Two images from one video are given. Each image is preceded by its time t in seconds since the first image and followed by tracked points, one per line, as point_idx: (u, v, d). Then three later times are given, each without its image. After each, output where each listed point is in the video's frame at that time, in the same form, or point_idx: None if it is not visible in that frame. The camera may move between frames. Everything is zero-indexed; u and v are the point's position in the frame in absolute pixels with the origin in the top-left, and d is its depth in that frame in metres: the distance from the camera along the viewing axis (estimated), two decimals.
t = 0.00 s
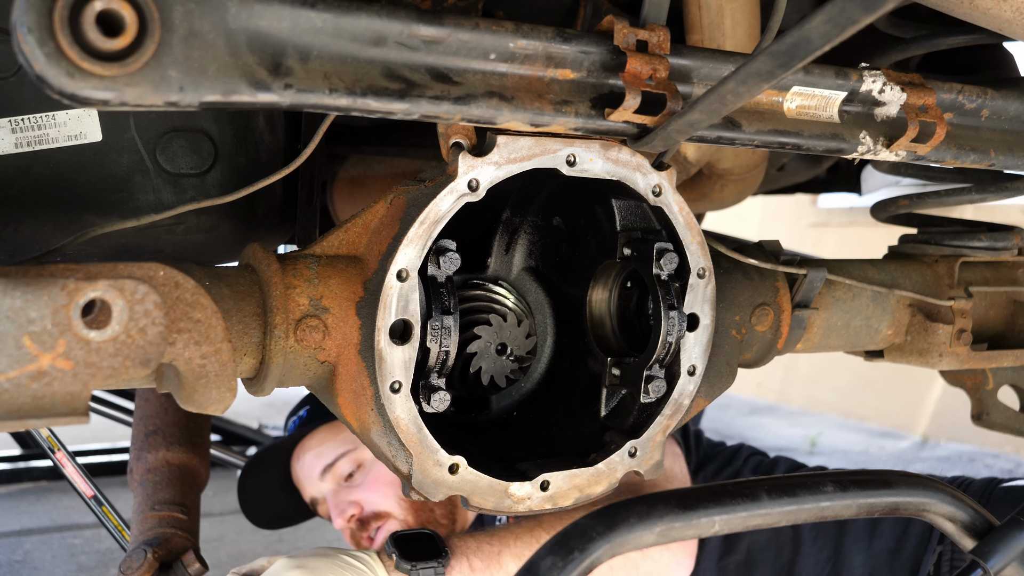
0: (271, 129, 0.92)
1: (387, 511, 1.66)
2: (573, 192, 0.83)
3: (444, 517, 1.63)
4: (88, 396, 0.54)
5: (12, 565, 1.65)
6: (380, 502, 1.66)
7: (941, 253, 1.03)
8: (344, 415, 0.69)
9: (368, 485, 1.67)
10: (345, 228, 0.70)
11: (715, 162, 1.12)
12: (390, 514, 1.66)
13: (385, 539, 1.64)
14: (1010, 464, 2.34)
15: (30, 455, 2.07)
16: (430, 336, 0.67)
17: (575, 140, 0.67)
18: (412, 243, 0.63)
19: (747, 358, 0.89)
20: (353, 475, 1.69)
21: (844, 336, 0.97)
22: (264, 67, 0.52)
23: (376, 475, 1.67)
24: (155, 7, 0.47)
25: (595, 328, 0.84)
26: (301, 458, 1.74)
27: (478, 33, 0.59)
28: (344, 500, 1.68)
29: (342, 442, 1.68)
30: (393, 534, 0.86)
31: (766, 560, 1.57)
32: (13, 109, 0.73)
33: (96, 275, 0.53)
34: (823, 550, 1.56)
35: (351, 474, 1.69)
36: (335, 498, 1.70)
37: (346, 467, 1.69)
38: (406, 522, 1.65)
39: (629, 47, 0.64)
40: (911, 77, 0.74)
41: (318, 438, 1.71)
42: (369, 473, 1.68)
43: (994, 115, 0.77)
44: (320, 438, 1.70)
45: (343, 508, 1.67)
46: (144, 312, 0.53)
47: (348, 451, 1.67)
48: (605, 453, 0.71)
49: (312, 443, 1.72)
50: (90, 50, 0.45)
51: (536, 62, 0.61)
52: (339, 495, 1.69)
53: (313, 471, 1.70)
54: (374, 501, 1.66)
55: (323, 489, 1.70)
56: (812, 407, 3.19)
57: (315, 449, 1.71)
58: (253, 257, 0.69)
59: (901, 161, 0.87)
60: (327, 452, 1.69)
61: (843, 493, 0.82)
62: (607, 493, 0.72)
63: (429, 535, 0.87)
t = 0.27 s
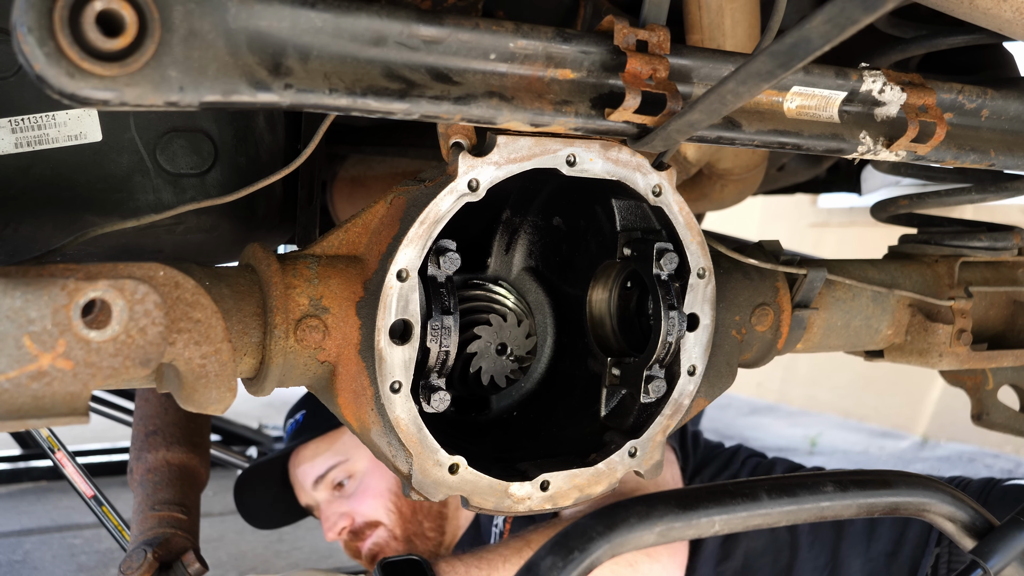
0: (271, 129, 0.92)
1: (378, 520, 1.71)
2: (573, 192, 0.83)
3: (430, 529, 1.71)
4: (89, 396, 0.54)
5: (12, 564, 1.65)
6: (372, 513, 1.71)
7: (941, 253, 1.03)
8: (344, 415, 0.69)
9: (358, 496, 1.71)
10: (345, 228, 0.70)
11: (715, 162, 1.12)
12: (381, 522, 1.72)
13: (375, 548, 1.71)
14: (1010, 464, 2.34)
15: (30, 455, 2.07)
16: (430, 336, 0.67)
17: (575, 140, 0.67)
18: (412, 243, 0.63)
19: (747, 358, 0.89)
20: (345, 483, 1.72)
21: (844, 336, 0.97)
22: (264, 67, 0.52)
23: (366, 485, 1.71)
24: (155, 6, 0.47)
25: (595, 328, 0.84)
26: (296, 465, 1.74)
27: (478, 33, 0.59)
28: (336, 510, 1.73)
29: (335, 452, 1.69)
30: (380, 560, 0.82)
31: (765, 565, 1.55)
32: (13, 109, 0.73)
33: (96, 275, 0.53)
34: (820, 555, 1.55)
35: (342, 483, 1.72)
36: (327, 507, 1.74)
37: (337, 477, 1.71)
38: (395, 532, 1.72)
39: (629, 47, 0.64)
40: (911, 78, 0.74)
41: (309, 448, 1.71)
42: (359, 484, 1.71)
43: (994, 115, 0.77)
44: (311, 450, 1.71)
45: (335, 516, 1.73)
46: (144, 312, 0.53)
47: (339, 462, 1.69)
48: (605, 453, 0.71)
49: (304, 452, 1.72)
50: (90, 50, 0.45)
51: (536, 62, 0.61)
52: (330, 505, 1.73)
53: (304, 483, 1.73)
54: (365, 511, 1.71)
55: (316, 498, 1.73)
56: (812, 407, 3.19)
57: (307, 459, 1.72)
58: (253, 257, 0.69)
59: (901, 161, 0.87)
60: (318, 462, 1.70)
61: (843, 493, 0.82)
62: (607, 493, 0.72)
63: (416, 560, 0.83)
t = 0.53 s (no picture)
0: (271, 129, 0.92)
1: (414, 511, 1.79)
2: (573, 192, 0.83)
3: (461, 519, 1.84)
4: (88, 396, 0.54)
5: (12, 565, 1.65)
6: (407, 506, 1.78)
7: (941, 253, 1.03)
8: (344, 415, 0.69)
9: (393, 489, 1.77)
10: (346, 228, 0.70)
11: (716, 162, 1.12)
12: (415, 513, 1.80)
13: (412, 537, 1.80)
14: (1010, 464, 2.34)
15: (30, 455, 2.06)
16: (430, 336, 0.67)
17: (575, 140, 0.67)
18: (412, 243, 0.63)
19: (747, 358, 0.89)
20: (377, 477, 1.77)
21: (844, 336, 0.97)
22: (264, 67, 0.52)
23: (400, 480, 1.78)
24: (155, 6, 0.47)
25: (595, 328, 0.84)
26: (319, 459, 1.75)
27: (478, 33, 0.59)
28: (370, 501, 1.77)
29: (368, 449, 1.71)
30: None
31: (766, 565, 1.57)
32: (13, 109, 0.73)
33: (96, 275, 0.53)
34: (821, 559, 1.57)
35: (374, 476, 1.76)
36: (357, 498, 1.78)
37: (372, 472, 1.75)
38: (432, 521, 1.81)
39: (629, 47, 0.64)
40: (911, 77, 0.74)
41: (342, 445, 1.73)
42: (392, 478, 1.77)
43: (994, 115, 0.77)
44: (344, 445, 1.73)
45: (370, 510, 1.77)
46: (144, 312, 0.53)
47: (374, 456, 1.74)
48: (605, 453, 0.71)
49: (331, 447, 1.74)
50: (90, 50, 0.45)
51: (536, 62, 0.61)
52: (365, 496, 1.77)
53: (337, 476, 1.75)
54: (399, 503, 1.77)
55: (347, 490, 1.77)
56: (812, 407, 3.19)
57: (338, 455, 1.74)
58: (253, 257, 0.69)
59: (901, 162, 0.87)
60: (353, 456, 1.74)
61: (843, 493, 0.82)
62: (607, 493, 0.72)
63: None
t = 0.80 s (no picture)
0: (271, 129, 0.92)
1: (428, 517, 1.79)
2: (573, 192, 0.83)
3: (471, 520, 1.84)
4: (88, 396, 0.54)
5: (12, 565, 1.65)
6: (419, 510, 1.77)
7: (941, 253, 1.03)
8: (344, 415, 0.69)
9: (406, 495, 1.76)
10: (346, 227, 0.70)
11: (716, 162, 1.12)
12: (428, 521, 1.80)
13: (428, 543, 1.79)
14: (1010, 464, 2.34)
15: (30, 455, 2.07)
16: (430, 336, 0.67)
17: (575, 140, 0.67)
18: (412, 243, 0.63)
19: (747, 358, 0.89)
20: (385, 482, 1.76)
21: (844, 336, 0.97)
22: (264, 67, 0.52)
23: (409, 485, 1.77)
24: (155, 7, 0.47)
25: (595, 328, 0.84)
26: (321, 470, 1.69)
27: (478, 33, 0.59)
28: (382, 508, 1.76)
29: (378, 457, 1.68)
30: None
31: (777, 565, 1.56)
32: (13, 109, 0.73)
33: (96, 275, 0.53)
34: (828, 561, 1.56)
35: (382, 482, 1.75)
36: (368, 507, 1.75)
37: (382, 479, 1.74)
38: (447, 527, 1.81)
39: (629, 47, 0.64)
40: (910, 77, 0.74)
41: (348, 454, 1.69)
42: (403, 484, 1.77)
43: (994, 115, 0.77)
44: (353, 453, 1.68)
45: (382, 516, 1.75)
46: (144, 312, 0.53)
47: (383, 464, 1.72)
48: (605, 453, 0.71)
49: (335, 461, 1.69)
50: (90, 50, 0.45)
51: (536, 62, 0.61)
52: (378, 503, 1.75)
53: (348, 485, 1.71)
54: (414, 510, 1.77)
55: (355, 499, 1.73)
56: (812, 407, 3.19)
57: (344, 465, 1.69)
58: (253, 257, 0.69)
59: (901, 162, 0.87)
60: (361, 464, 1.70)
61: (843, 493, 0.82)
62: (607, 493, 0.72)
63: None
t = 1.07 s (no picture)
0: (271, 129, 0.92)
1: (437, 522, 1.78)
2: (573, 192, 0.83)
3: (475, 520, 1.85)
4: (88, 396, 0.54)
5: (11, 565, 1.65)
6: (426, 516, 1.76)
7: (941, 253, 1.03)
8: (344, 415, 0.69)
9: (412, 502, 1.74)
10: (346, 228, 0.70)
11: (716, 162, 1.12)
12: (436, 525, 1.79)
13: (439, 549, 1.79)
14: (1010, 464, 2.34)
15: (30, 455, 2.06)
16: (430, 336, 0.67)
17: (575, 140, 0.67)
18: (412, 243, 0.63)
19: (747, 358, 0.89)
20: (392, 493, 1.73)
21: (844, 336, 0.97)
22: (264, 66, 0.52)
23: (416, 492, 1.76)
24: (155, 6, 0.47)
25: (595, 328, 0.84)
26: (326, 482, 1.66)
27: (478, 33, 0.59)
28: (390, 518, 1.74)
29: (383, 468, 1.65)
30: None
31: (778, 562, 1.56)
32: (13, 109, 0.73)
33: (96, 275, 0.53)
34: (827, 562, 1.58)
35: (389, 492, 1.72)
36: (376, 517, 1.73)
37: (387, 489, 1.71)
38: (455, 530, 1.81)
39: (629, 47, 0.64)
40: (911, 77, 0.74)
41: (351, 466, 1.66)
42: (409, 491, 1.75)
43: (994, 115, 0.77)
44: (357, 465, 1.66)
45: (392, 527, 1.74)
46: (144, 312, 0.53)
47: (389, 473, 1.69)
48: (605, 453, 0.71)
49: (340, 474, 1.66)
50: (90, 50, 0.45)
51: (536, 62, 0.61)
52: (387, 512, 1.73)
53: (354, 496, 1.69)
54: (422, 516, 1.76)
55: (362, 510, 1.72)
56: (812, 407, 3.19)
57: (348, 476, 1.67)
58: (253, 257, 0.69)
59: (901, 162, 0.87)
60: (366, 475, 1.68)
61: (843, 493, 0.82)
62: (607, 493, 0.72)
63: None
